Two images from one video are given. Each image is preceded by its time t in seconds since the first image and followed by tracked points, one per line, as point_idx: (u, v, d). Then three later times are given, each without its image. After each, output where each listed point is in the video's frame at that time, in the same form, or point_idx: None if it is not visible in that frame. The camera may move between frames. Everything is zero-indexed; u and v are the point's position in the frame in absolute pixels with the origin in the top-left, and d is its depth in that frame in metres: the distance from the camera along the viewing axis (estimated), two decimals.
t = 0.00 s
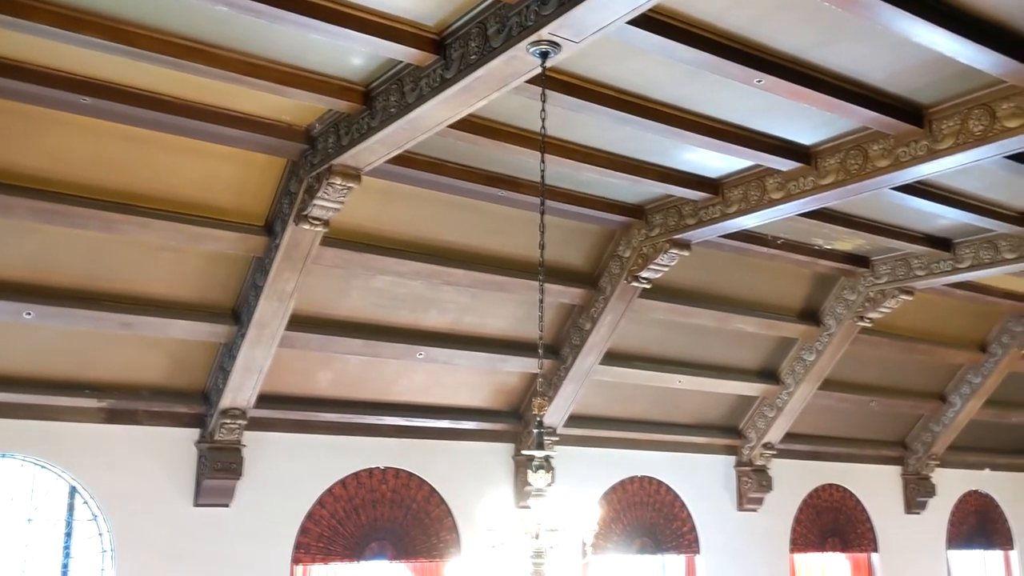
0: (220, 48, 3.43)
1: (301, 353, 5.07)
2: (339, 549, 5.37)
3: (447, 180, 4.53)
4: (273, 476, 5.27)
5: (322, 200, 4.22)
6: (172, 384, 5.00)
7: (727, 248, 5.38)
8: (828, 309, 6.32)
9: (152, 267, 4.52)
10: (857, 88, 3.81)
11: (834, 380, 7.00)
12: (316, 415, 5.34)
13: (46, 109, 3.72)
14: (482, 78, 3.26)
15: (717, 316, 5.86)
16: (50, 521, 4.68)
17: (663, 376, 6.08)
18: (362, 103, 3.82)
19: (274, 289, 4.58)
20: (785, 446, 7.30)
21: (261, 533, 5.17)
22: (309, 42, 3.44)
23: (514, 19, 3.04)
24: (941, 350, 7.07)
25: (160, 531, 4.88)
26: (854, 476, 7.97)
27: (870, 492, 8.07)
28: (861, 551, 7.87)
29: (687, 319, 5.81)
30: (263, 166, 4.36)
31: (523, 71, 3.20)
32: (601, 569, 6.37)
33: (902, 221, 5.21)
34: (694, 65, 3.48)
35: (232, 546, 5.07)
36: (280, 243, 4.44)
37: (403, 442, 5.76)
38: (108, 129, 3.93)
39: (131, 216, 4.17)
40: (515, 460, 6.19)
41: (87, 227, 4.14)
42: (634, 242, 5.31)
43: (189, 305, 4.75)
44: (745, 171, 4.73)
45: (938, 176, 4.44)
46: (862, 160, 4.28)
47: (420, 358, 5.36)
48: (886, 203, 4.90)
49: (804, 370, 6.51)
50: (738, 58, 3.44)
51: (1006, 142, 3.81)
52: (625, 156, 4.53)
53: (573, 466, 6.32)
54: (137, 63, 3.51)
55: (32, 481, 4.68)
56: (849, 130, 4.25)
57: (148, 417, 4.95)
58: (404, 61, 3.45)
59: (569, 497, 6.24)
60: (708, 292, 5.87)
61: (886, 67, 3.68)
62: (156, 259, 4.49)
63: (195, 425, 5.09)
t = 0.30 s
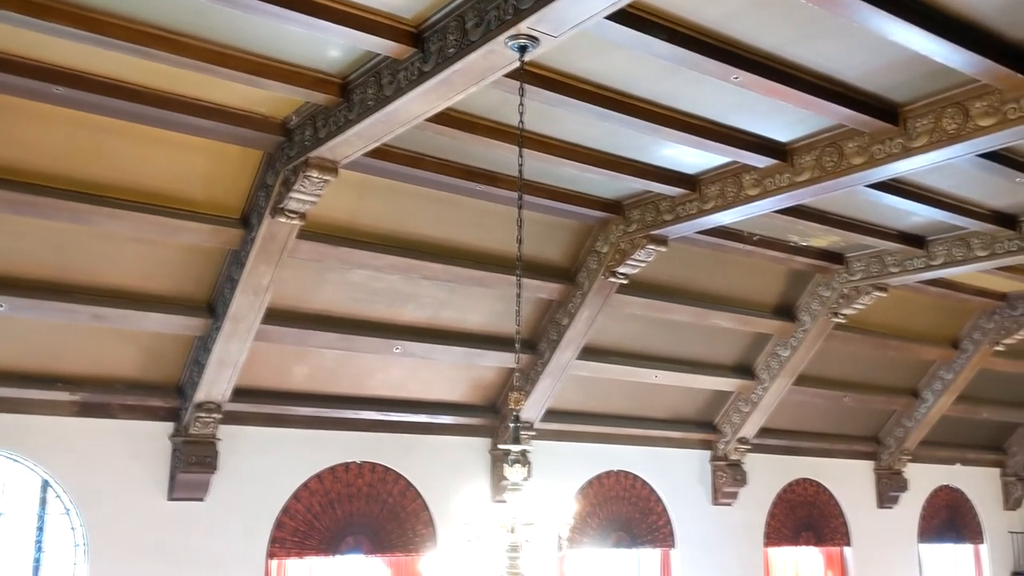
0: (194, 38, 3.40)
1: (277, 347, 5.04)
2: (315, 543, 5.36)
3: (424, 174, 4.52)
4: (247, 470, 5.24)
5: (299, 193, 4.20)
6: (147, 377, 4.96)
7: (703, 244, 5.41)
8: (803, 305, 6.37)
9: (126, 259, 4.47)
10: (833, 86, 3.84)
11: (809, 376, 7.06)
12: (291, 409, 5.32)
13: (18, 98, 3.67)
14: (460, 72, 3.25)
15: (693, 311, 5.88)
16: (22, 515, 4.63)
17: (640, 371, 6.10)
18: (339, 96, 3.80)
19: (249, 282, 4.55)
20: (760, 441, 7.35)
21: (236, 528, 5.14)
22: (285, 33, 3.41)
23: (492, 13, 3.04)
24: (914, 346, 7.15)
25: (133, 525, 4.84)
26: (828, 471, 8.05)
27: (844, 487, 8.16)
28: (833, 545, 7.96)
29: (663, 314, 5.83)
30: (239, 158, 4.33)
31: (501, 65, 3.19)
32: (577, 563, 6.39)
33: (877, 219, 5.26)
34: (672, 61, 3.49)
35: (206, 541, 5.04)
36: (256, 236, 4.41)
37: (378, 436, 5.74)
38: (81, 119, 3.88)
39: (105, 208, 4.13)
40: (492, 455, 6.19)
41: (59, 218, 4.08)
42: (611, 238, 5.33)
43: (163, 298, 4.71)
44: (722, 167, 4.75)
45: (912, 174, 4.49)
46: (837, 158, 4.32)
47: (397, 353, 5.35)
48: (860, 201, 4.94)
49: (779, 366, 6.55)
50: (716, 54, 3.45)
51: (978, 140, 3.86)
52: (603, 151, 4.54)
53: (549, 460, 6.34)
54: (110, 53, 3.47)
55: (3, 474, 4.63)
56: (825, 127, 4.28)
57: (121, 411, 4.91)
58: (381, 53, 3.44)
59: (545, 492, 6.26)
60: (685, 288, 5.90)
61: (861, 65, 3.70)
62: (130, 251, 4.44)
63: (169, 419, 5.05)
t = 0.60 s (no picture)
0: (176, 32, 3.37)
1: (260, 343, 5.01)
2: (297, 540, 5.34)
3: (408, 170, 4.50)
4: (229, 467, 5.21)
5: (282, 188, 4.17)
6: (129, 373, 4.92)
7: (688, 241, 5.42)
8: (786, 302, 6.39)
9: (108, 255, 4.44)
10: (816, 84, 3.85)
11: (792, 373, 7.09)
12: (274, 405, 5.29)
13: None
14: (445, 68, 3.23)
15: (677, 309, 5.90)
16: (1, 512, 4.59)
17: (623, 368, 6.11)
18: (323, 91, 3.78)
19: (232, 278, 4.52)
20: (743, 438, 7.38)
21: (218, 525, 5.12)
22: (268, 28, 3.39)
23: (477, 9, 3.02)
24: (896, 344, 7.20)
25: (114, 523, 4.80)
26: (810, 468, 8.09)
27: (826, 484, 8.20)
28: (815, 542, 8.01)
29: (647, 311, 5.84)
30: (222, 153, 4.30)
31: (486, 61, 3.18)
32: (560, 559, 6.39)
33: (859, 217, 5.29)
34: (656, 59, 3.49)
35: (188, 538, 5.01)
36: (239, 232, 4.38)
37: (362, 433, 5.73)
38: (63, 114, 3.84)
39: (86, 203, 4.09)
40: (476, 451, 6.19)
41: (39, 213, 4.04)
42: (596, 235, 5.33)
43: (145, 294, 4.67)
44: (706, 165, 4.76)
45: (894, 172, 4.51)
46: (820, 156, 4.33)
47: (380, 349, 5.34)
48: (843, 199, 4.96)
49: (761, 363, 6.58)
50: (700, 52, 3.46)
51: (960, 139, 3.89)
52: (587, 148, 4.54)
53: (533, 457, 6.34)
54: (92, 46, 3.43)
55: None
56: (808, 126, 4.30)
57: (102, 407, 4.87)
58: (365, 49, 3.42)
59: (528, 489, 6.25)
60: (669, 285, 5.91)
61: (845, 64, 3.72)
62: (111, 246, 4.40)
63: (151, 415, 5.01)
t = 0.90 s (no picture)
0: (160, 28, 3.35)
1: (244, 341, 4.99)
2: (281, 539, 5.32)
3: (393, 167, 4.49)
4: (213, 466, 5.19)
5: (266, 185, 4.15)
6: (112, 371, 4.89)
7: (673, 240, 5.43)
8: (771, 301, 6.42)
9: (90, 252, 4.40)
10: (801, 84, 3.87)
11: (777, 371, 7.12)
12: (258, 403, 5.27)
13: None
14: (430, 65, 3.23)
15: (662, 307, 5.91)
16: None
17: (609, 366, 6.12)
18: (308, 88, 3.76)
19: (216, 275, 4.49)
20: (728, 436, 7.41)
21: (202, 524, 5.09)
22: (252, 24, 3.37)
23: (462, 6, 3.02)
24: (879, 343, 7.24)
25: (97, 521, 4.77)
26: (794, 466, 8.13)
27: (810, 482, 8.25)
28: (799, 539, 8.06)
29: (632, 309, 5.85)
30: (206, 150, 4.27)
31: (472, 59, 3.17)
32: (545, 557, 6.40)
33: (844, 216, 5.32)
34: (642, 57, 3.50)
35: (172, 536, 4.98)
36: (223, 229, 4.35)
37: (346, 431, 5.71)
38: (45, 109, 3.80)
39: (69, 200, 4.06)
40: (461, 450, 6.18)
41: (21, 209, 4.01)
42: (582, 233, 5.33)
43: (128, 291, 4.64)
44: (691, 164, 4.77)
45: (878, 172, 4.54)
46: (805, 155, 4.35)
47: (365, 347, 5.32)
48: (827, 198, 4.99)
49: (746, 361, 6.60)
50: (685, 51, 3.47)
51: (943, 139, 3.91)
52: (573, 146, 4.54)
53: (518, 456, 6.34)
54: (75, 42, 3.41)
55: None
56: (793, 125, 4.32)
57: (85, 405, 4.84)
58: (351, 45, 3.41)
59: (513, 487, 6.25)
60: (654, 284, 5.92)
61: (829, 64, 3.74)
62: (94, 243, 4.37)
63: (134, 413, 4.98)
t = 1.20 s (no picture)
0: (151, 26, 3.34)
1: (234, 341, 4.97)
2: (271, 539, 5.30)
3: (384, 167, 4.48)
4: (203, 466, 5.17)
5: (256, 184, 4.13)
6: (101, 370, 4.87)
7: (664, 240, 5.44)
8: (761, 301, 6.43)
9: (79, 251, 4.38)
10: (791, 84, 3.88)
11: (767, 371, 7.14)
12: (248, 403, 5.25)
13: None
14: (421, 64, 3.22)
15: (653, 306, 5.91)
16: None
17: (599, 365, 6.12)
18: (298, 86, 3.75)
19: (205, 274, 4.48)
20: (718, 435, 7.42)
21: (191, 524, 5.07)
22: (242, 22, 3.36)
23: (453, 5, 3.01)
24: (869, 343, 7.26)
25: (85, 522, 4.74)
26: (784, 465, 8.15)
27: (800, 481, 8.27)
28: (789, 539, 8.08)
29: (623, 309, 5.85)
30: (196, 148, 4.26)
31: (462, 58, 3.16)
32: (535, 557, 6.39)
33: (834, 216, 5.33)
34: (632, 57, 3.50)
35: (161, 536, 4.95)
36: (213, 228, 4.34)
37: (336, 431, 5.70)
38: (34, 107, 3.78)
39: (58, 198, 4.04)
40: (451, 449, 6.18)
41: (9, 207, 3.99)
42: (573, 233, 5.33)
43: (118, 290, 4.62)
44: (682, 164, 4.78)
45: (868, 172, 4.55)
46: (795, 156, 4.36)
47: (356, 347, 5.31)
48: (817, 198, 5.00)
49: (736, 361, 6.62)
50: (676, 51, 3.47)
51: (932, 139, 3.92)
52: (564, 146, 4.54)
53: (509, 456, 6.33)
54: (65, 40, 3.39)
55: None
56: (783, 125, 4.33)
57: (74, 404, 4.81)
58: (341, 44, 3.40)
59: (504, 487, 6.25)
60: (645, 284, 5.92)
61: (820, 64, 3.74)
62: (83, 241, 4.35)
63: (123, 413, 4.96)
